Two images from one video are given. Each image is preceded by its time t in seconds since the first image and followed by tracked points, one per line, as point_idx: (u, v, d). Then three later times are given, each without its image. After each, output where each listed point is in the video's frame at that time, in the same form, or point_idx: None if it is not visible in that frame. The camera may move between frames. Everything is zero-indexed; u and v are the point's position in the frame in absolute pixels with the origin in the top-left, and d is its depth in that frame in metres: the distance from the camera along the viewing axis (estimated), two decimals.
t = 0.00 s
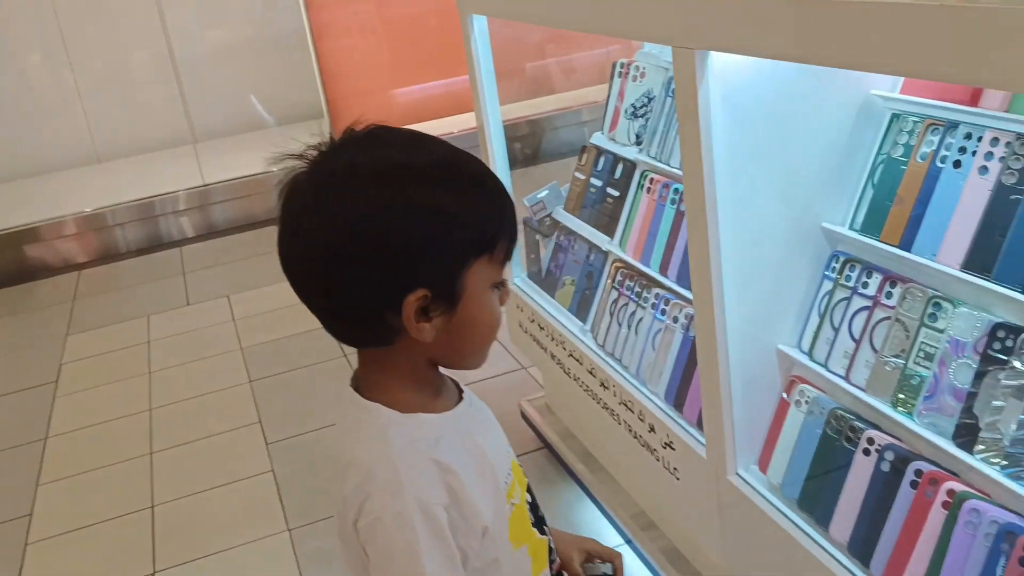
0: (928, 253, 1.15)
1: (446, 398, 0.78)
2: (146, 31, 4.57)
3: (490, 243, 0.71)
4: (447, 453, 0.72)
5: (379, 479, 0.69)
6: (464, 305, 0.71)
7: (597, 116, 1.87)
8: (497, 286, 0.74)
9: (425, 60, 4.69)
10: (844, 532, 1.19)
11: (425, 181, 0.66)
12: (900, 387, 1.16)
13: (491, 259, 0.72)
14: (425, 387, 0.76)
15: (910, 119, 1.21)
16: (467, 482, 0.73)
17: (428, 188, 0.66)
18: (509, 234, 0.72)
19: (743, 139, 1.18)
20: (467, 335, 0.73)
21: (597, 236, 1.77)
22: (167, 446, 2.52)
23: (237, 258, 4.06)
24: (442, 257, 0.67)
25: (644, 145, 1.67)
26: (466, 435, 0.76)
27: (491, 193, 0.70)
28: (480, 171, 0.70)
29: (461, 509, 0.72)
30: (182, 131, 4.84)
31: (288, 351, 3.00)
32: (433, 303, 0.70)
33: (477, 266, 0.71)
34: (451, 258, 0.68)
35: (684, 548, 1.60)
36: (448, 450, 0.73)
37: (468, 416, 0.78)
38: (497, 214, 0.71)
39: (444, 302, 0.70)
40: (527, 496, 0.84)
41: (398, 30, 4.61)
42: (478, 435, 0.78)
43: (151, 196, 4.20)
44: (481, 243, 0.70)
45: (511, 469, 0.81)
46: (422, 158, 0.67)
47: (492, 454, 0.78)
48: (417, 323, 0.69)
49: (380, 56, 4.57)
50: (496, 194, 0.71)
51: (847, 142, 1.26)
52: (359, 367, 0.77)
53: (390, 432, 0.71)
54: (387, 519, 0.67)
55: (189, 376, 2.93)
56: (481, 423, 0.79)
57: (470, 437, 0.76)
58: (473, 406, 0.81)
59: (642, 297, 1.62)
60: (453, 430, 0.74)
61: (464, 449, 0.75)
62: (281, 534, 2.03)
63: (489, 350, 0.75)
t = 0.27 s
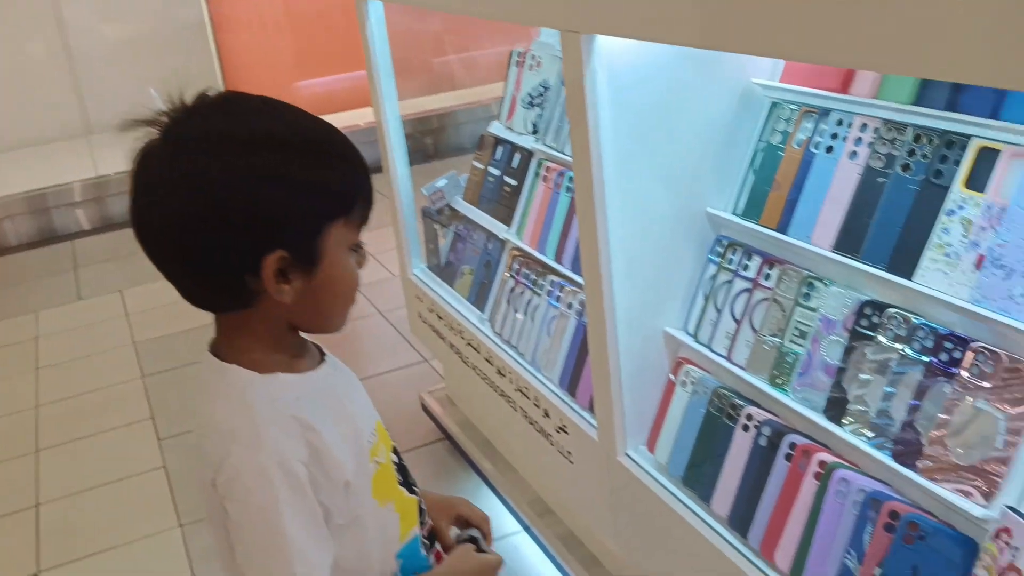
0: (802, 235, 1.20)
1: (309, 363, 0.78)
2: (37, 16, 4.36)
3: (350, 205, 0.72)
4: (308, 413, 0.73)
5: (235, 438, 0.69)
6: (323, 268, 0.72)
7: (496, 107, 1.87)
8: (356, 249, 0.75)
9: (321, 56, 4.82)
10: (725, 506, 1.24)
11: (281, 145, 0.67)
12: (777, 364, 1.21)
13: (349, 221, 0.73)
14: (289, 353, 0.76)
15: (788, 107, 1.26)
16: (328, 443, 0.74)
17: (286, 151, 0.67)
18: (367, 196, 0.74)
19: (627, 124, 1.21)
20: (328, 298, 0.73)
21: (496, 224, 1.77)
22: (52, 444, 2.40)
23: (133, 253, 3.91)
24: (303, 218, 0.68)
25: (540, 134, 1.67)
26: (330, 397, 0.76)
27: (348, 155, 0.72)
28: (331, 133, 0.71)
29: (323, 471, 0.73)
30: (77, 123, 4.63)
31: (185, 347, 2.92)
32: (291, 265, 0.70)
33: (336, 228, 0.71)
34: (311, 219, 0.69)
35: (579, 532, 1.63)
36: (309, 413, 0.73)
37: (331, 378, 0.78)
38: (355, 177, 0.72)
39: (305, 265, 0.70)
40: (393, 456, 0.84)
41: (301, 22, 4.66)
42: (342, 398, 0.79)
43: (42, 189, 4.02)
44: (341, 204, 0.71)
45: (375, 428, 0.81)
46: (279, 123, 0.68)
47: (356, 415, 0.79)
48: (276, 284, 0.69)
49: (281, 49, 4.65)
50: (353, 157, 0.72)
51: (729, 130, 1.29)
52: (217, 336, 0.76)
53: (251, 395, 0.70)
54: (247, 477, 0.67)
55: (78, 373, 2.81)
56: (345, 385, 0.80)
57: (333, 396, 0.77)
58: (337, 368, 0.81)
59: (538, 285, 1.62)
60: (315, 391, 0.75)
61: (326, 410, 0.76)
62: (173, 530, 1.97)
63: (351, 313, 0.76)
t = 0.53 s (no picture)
0: (683, 217, 1.22)
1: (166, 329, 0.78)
2: None
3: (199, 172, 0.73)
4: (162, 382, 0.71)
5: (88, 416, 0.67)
6: (173, 234, 0.72)
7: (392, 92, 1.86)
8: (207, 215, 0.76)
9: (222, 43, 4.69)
10: (612, 481, 1.28)
11: (127, 112, 0.67)
12: (661, 342, 1.24)
13: (197, 187, 0.74)
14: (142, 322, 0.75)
15: (670, 91, 1.27)
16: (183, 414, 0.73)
17: (133, 119, 0.67)
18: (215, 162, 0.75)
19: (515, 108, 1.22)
20: (180, 264, 0.74)
21: (393, 209, 1.77)
22: None
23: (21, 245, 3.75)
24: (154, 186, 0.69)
25: (436, 119, 1.66)
26: (190, 366, 0.76)
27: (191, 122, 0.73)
28: (179, 101, 0.71)
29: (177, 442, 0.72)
30: None
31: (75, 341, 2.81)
32: (139, 230, 0.70)
33: (185, 192, 0.72)
34: (160, 187, 0.70)
35: (476, 513, 1.65)
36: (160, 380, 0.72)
37: (192, 347, 0.77)
38: (202, 143, 0.73)
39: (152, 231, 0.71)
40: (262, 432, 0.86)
41: (199, 5, 4.53)
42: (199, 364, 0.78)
43: None
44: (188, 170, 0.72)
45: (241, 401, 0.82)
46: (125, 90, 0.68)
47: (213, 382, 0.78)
48: (125, 250, 0.69)
49: (181, 34, 4.49)
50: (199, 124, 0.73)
51: (615, 113, 1.32)
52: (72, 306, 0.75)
53: (103, 361, 0.70)
54: (92, 444, 0.66)
55: None
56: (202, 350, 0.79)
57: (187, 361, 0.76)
58: (200, 338, 0.81)
59: (433, 269, 1.62)
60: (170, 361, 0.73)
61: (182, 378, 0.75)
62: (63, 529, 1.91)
63: (204, 280, 0.77)
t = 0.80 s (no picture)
0: (617, 194, 1.24)
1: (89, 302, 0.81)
2: None
3: (117, 147, 0.75)
4: (86, 360, 0.75)
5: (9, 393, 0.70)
6: (91, 207, 0.74)
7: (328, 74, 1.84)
8: (127, 189, 0.78)
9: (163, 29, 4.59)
10: (551, 456, 1.30)
11: (40, 88, 0.69)
12: (598, 319, 1.26)
13: (115, 162, 0.76)
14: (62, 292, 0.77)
15: (605, 70, 1.29)
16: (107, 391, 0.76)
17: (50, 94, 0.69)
18: (133, 135, 0.77)
19: (450, 89, 1.22)
20: (99, 238, 0.76)
21: (332, 191, 1.77)
22: None
23: None
24: (69, 160, 0.71)
25: (374, 100, 1.65)
26: (110, 340, 0.79)
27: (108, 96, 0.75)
28: (92, 75, 0.73)
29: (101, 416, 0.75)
30: None
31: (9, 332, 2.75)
32: (55, 203, 0.72)
33: (100, 167, 0.74)
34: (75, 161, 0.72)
35: (420, 493, 1.66)
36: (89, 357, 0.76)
37: (112, 319, 0.80)
38: (117, 117, 0.75)
39: (68, 203, 0.73)
40: (188, 403, 0.91)
41: None
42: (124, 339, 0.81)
43: None
44: (103, 144, 0.74)
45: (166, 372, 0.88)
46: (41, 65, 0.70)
47: (139, 357, 0.82)
48: (42, 225, 0.71)
49: (120, 18, 4.39)
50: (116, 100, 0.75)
51: (550, 93, 1.33)
52: None
53: (21, 334, 0.72)
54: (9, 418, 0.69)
55: None
56: (128, 324, 0.83)
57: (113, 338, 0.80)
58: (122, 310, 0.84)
59: (373, 251, 1.63)
60: (97, 337, 0.77)
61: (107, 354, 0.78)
62: None
63: (124, 253, 0.79)
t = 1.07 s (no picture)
0: (568, 151, 1.23)
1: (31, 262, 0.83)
2: None
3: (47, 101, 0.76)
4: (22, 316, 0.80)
5: None
6: (19, 159, 0.74)
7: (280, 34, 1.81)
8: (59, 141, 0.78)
9: None
10: (504, 415, 1.31)
11: None
12: (550, 277, 1.27)
13: (46, 114, 0.76)
14: None
15: (556, 26, 1.28)
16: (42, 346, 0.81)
17: None
18: (60, 83, 0.77)
19: (399, 45, 1.21)
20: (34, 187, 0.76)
21: (283, 152, 1.74)
22: None
23: None
24: None
25: (325, 60, 1.61)
26: (47, 293, 0.84)
27: (33, 48, 0.75)
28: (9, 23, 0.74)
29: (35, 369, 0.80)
30: None
31: None
32: None
33: (30, 118, 0.75)
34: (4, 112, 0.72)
35: (374, 456, 1.66)
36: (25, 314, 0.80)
37: (51, 272, 0.86)
38: (41, 64, 0.76)
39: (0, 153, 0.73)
40: (128, 356, 0.99)
41: None
42: (58, 294, 0.86)
43: None
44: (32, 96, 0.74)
45: (105, 326, 0.94)
46: None
47: (74, 311, 0.87)
48: None
49: None
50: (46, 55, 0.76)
51: (502, 50, 1.32)
52: None
53: None
54: None
55: None
56: (61, 278, 0.87)
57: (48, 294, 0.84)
58: (62, 262, 0.89)
59: (325, 214, 1.61)
60: (31, 293, 0.81)
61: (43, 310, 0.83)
62: None
63: (59, 204, 0.79)
